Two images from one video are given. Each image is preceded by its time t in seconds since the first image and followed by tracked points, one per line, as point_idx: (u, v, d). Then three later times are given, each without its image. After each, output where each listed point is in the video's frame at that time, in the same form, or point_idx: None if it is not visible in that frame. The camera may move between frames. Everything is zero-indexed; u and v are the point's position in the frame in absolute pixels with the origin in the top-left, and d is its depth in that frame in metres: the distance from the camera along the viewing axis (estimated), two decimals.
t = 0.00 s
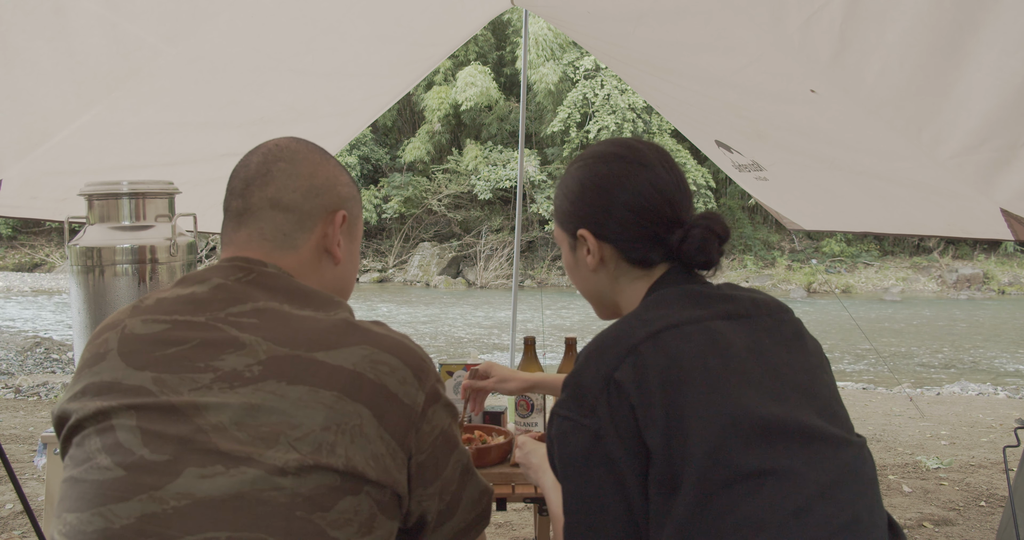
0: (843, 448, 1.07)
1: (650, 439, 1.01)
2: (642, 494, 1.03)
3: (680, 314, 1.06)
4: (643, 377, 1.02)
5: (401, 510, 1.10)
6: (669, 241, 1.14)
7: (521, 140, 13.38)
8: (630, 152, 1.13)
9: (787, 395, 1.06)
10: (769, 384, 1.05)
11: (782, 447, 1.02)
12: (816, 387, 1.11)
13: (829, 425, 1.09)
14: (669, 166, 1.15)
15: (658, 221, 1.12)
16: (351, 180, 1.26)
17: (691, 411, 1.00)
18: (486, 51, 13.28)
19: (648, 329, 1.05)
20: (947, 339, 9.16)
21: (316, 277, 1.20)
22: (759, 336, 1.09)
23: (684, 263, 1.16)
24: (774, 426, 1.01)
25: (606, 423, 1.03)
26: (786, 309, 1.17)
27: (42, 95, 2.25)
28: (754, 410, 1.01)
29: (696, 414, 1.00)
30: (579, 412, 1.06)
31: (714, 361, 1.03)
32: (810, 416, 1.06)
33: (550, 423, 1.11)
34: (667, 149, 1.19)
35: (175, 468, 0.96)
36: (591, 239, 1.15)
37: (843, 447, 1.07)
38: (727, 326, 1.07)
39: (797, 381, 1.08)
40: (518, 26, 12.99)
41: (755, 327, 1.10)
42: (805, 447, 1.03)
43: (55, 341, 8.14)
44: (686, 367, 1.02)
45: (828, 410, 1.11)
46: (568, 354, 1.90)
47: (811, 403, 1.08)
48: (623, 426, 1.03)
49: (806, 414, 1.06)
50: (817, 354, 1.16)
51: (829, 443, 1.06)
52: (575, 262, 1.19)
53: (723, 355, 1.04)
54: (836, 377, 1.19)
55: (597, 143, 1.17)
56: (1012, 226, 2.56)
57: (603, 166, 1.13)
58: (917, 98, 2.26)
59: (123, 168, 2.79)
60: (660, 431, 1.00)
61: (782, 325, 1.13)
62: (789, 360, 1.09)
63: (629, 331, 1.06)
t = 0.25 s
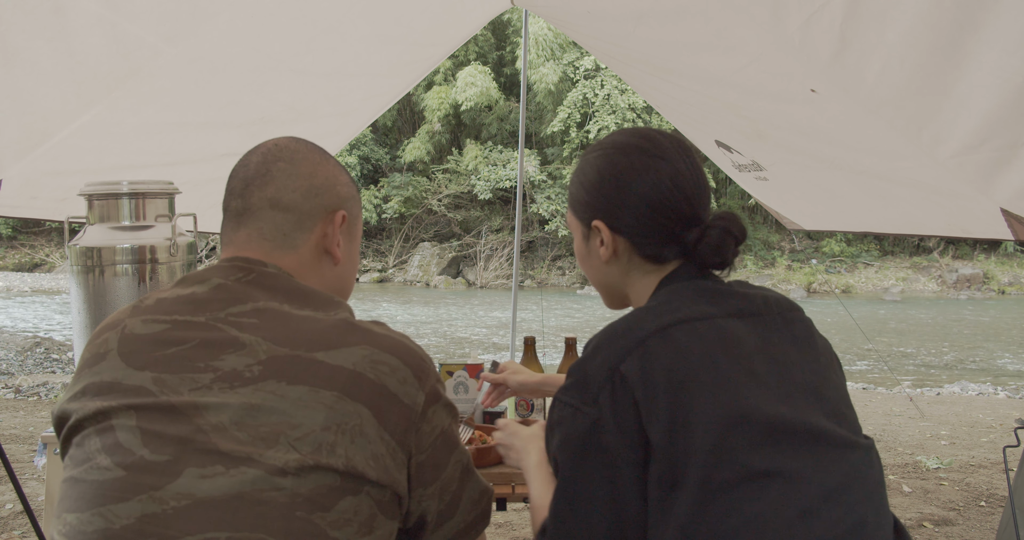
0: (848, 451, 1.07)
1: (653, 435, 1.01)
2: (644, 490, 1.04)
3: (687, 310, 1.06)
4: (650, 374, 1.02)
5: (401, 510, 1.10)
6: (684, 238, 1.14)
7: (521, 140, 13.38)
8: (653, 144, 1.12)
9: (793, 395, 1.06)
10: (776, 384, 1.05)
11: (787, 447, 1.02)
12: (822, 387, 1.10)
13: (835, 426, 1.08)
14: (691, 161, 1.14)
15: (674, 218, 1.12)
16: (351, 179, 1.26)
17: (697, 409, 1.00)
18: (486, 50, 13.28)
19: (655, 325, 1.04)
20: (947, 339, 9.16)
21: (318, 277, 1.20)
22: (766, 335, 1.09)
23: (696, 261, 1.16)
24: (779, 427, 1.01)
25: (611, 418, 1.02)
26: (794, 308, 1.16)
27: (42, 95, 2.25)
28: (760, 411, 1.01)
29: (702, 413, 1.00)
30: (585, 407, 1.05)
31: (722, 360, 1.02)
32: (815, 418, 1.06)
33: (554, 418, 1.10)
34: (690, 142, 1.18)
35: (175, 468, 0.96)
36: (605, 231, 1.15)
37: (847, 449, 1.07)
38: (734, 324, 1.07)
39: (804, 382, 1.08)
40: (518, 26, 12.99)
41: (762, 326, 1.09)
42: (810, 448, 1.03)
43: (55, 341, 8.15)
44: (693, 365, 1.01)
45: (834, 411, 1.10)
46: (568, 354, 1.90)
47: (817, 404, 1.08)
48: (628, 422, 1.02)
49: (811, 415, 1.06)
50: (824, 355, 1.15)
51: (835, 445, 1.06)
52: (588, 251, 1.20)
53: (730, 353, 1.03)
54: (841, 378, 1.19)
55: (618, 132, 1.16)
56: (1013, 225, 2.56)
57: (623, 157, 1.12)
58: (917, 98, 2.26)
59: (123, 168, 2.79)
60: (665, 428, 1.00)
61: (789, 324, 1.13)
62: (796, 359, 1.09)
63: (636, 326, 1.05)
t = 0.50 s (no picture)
0: (850, 451, 1.07)
1: (650, 436, 1.02)
2: (640, 490, 1.05)
3: (685, 312, 1.06)
4: (647, 376, 1.02)
5: (401, 509, 1.10)
6: (688, 240, 1.14)
7: (521, 140, 13.38)
8: (659, 145, 1.12)
9: (794, 396, 1.05)
10: (776, 385, 1.04)
11: (786, 449, 1.01)
12: (824, 387, 1.10)
13: (836, 427, 1.08)
14: (698, 162, 1.14)
15: (679, 219, 1.12)
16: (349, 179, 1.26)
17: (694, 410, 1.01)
18: (486, 51, 13.30)
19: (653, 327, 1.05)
20: (947, 339, 9.16)
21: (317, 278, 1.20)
22: (767, 335, 1.09)
23: (700, 262, 1.16)
24: (779, 428, 1.01)
25: (608, 420, 1.04)
26: (795, 308, 1.16)
27: (42, 95, 2.25)
28: (759, 412, 1.01)
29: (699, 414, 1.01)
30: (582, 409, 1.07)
31: (720, 361, 1.03)
32: (816, 419, 1.06)
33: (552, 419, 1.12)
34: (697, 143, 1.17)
35: (175, 467, 0.96)
36: (609, 230, 1.16)
37: (849, 449, 1.07)
38: (733, 325, 1.07)
39: (805, 382, 1.07)
40: (518, 26, 12.99)
41: (762, 326, 1.10)
42: (811, 449, 1.03)
43: (55, 341, 8.15)
44: (690, 366, 1.02)
45: (836, 411, 1.10)
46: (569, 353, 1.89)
47: (819, 404, 1.08)
48: (625, 423, 1.04)
49: (812, 416, 1.05)
50: (827, 354, 1.15)
51: (836, 446, 1.05)
52: (593, 250, 1.20)
53: (729, 355, 1.03)
54: (844, 378, 1.18)
55: (625, 131, 1.15)
56: (1013, 225, 2.56)
57: (629, 157, 1.12)
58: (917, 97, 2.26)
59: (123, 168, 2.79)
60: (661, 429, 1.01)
61: (790, 324, 1.13)
62: (797, 360, 1.09)
63: (634, 328, 1.06)
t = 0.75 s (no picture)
0: (845, 451, 1.07)
1: (641, 438, 1.03)
2: (632, 490, 1.07)
3: (679, 314, 1.06)
4: (639, 378, 1.03)
5: (401, 509, 1.10)
6: (686, 240, 1.14)
7: (521, 140, 13.38)
8: (654, 147, 1.11)
9: (788, 397, 1.05)
10: (769, 385, 1.04)
11: (780, 449, 1.01)
12: (819, 387, 1.10)
13: (831, 427, 1.08)
14: (694, 163, 1.14)
15: (676, 220, 1.13)
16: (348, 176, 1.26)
17: (686, 412, 1.01)
18: (486, 50, 13.29)
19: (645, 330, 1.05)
20: (947, 339, 9.16)
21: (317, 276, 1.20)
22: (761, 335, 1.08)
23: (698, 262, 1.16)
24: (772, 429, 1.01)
25: (601, 422, 1.04)
26: (791, 308, 1.16)
27: (42, 95, 2.25)
28: (752, 413, 1.01)
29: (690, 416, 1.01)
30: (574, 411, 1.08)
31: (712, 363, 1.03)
32: (811, 419, 1.05)
33: (546, 420, 1.13)
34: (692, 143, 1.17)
35: (175, 467, 0.96)
36: (608, 232, 1.16)
37: (844, 449, 1.07)
38: (726, 326, 1.07)
39: (799, 382, 1.07)
40: (518, 26, 12.99)
41: (756, 326, 1.09)
42: (805, 449, 1.03)
43: (55, 341, 8.15)
44: (682, 368, 1.02)
45: (831, 411, 1.10)
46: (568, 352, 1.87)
47: (814, 405, 1.08)
48: (618, 425, 1.04)
49: (806, 416, 1.05)
50: (822, 353, 1.15)
51: (830, 445, 1.05)
52: (592, 252, 1.20)
53: (722, 356, 1.03)
54: (841, 377, 1.18)
55: (621, 133, 1.15)
56: (1013, 225, 2.56)
57: (625, 159, 1.11)
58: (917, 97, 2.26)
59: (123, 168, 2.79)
60: (653, 431, 1.02)
61: (785, 324, 1.12)
62: (791, 360, 1.09)
63: (628, 330, 1.06)
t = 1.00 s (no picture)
0: (846, 452, 1.06)
1: (640, 439, 1.03)
2: (632, 490, 1.07)
3: (678, 315, 1.07)
4: (637, 380, 1.03)
5: (400, 509, 1.10)
6: (687, 238, 1.15)
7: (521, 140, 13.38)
8: (654, 145, 1.11)
9: (787, 397, 1.05)
10: (770, 386, 1.04)
11: (779, 449, 1.01)
12: (821, 387, 1.09)
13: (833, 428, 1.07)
14: (693, 161, 1.14)
15: (677, 218, 1.13)
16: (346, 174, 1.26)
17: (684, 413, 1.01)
18: (486, 50, 13.29)
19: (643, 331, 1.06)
20: (947, 338, 9.16)
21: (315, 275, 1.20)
22: (761, 336, 1.08)
23: (700, 259, 1.16)
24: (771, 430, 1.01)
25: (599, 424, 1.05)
26: (794, 308, 1.15)
27: (42, 95, 2.25)
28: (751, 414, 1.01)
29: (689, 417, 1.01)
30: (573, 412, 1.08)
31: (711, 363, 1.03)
32: (811, 419, 1.05)
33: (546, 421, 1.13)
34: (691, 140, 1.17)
35: (175, 466, 0.96)
36: (609, 232, 1.15)
37: (845, 450, 1.06)
38: (726, 327, 1.07)
39: (800, 383, 1.07)
40: (518, 26, 12.99)
41: (757, 327, 1.09)
42: (805, 450, 1.02)
43: (55, 341, 8.15)
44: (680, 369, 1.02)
45: (834, 412, 1.09)
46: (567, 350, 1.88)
47: (815, 405, 1.07)
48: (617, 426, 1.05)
49: (806, 417, 1.05)
50: (824, 354, 1.14)
51: (831, 446, 1.05)
52: (594, 252, 1.20)
53: (720, 357, 1.03)
54: (845, 377, 1.17)
55: (620, 133, 1.15)
56: (1013, 225, 2.56)
57: (625, 159, 1.11)
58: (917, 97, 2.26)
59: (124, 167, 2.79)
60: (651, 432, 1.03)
61: (787, 325, 1.12)
62: (792, 360, 1.08)
63: (627, 332, 1.07)
